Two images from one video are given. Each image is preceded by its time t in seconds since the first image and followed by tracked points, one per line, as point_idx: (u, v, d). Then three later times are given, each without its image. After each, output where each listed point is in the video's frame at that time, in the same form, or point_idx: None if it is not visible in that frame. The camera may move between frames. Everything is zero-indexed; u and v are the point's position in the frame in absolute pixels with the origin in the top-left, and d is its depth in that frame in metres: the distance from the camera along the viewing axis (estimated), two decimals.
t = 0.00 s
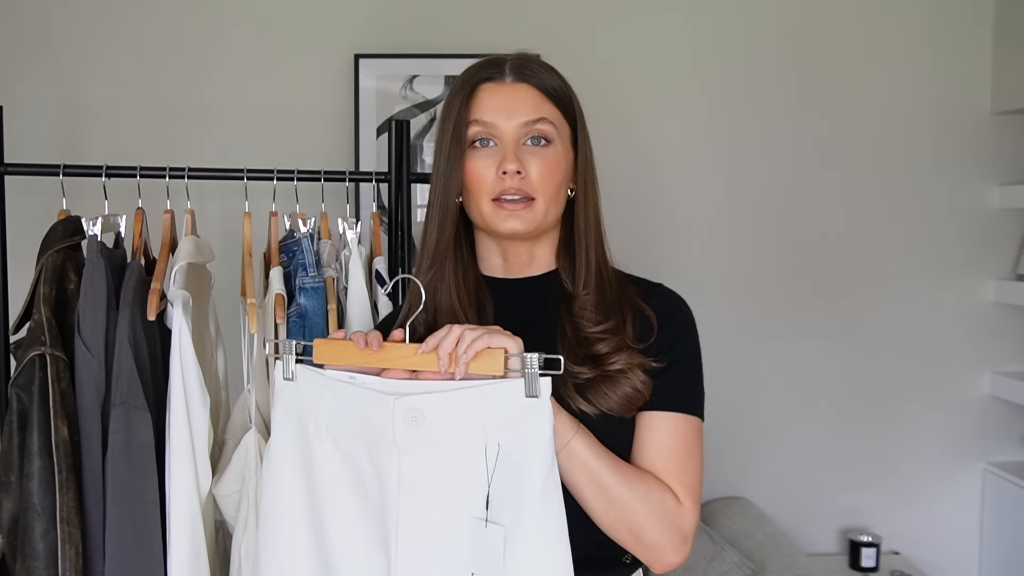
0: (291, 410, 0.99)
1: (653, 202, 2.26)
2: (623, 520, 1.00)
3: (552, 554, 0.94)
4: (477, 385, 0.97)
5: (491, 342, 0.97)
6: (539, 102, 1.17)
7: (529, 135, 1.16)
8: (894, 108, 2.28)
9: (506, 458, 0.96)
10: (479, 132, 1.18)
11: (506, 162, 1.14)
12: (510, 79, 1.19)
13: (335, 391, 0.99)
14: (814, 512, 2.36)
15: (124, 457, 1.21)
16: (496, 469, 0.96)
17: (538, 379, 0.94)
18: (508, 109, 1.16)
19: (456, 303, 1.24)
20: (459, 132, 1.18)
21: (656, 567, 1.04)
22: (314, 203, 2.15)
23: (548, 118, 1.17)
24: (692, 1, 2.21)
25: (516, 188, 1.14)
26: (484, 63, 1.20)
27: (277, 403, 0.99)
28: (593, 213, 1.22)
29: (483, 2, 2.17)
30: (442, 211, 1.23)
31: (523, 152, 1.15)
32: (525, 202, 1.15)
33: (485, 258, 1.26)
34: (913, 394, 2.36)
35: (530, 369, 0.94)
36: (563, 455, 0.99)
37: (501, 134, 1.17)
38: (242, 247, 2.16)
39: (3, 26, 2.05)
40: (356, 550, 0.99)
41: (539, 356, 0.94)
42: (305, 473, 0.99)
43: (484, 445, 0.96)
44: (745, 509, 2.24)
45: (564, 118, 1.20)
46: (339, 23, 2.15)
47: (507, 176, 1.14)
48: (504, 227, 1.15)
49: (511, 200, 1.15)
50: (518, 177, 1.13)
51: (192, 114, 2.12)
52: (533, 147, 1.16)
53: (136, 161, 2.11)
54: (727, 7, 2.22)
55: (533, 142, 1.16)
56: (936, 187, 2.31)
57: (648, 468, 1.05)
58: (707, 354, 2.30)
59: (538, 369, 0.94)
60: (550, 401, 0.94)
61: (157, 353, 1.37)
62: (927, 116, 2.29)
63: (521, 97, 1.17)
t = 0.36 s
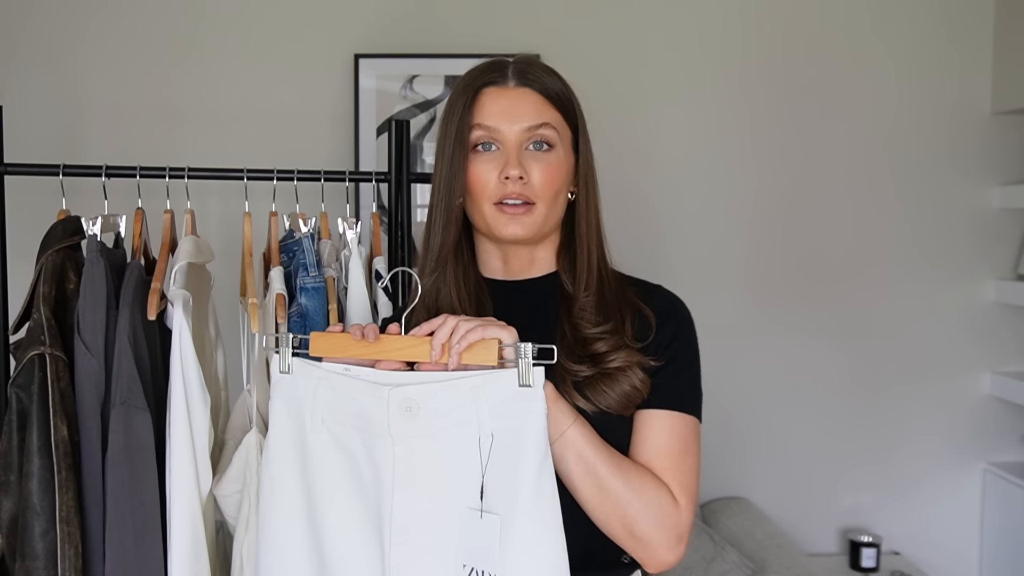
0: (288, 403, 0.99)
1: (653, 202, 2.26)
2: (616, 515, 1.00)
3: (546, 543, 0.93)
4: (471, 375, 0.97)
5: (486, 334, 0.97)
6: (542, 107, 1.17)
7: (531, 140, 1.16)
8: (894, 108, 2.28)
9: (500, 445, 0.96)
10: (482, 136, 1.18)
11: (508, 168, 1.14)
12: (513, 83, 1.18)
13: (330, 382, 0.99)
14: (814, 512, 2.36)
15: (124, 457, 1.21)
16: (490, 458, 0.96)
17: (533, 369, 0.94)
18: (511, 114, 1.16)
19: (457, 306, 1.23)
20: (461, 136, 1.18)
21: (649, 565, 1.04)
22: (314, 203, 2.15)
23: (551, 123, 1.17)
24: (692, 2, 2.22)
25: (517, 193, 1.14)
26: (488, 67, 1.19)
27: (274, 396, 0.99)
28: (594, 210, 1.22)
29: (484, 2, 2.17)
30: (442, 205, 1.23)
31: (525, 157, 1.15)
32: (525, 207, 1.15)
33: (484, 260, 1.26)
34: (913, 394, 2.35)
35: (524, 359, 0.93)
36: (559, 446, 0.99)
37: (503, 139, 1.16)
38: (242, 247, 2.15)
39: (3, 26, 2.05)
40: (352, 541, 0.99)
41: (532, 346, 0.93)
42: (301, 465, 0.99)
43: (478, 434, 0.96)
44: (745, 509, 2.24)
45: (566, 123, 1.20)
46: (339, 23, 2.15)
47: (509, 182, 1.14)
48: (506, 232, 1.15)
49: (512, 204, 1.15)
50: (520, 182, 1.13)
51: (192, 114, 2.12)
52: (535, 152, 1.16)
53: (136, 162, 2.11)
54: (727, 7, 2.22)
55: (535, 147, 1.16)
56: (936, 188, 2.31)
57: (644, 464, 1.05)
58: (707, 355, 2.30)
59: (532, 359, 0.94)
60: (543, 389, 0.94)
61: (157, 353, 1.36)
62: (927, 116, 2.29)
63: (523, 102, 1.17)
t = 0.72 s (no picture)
0: (295, 417, 1.00)
1: (653, 202, 2.26)
2: (628, 515, 0.99)
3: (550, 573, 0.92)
4: (479, 404, 0.96)
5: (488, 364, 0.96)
6: (538, 111, 1.17)
7: (528, 144, 1.16)
8: (894, 108, 2.28)
9: (506, 477, 0.95)
10: (478, 141, 1.17)
11: (506, 173, 1.14)
12: (508, 87, 1.18)
13: (336, 400, 1.00)
14: (814, 512, 2.36)
15: (124, 457, 1.21)
16: (495, 490, 0.95)
17: (541, 402, 0.93)
18: (507, 119, 1.16)
19: (458, 312, 1.23)
20: (458, 140, 1.18)
21: (662, 562, 1.04)
22: (314, 203, 2.15)
23: (547, 126, 1.17)
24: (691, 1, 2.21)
25: (516, 198, 1.14)
26: (484, 71, 1.19)
27: (280, 406, 1.00)
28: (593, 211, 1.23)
29: (484, 2, 2.17)
30: (443, 220, 1.23)
31: (523, 161, 1.15)
32: (524, 213, 1.15)
33: (484, 264, 1.26)
34: (913, 394, 2.35)
35: (535, 391, 0.93)
36: (567, 452, 0.99)
37: (500, 143, 1.16)
38: (242, 247, 2.15)
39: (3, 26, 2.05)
40: (352, 564, 0.99)
41: (543, 378, 0.93)
42: (304, 482, 1.00)
43: (484, 465, 0.95)
44: (745, 509, 2.24)
45: (562, 125, 1.20)
46: (339, 23, 2.15)
47: (507, 187, 1.14)
48: (505, 237, 1.15)
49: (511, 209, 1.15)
50: (518, 187, 1.14)
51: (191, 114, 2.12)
52: (532, 157, 1.16)
53: (136, 161, 2.11)
54: (727, 6, 2.22)
55: (532, 151, 1.17)
56: (936, 187, 2.31)
57: (652, 464, 1.05)
58: (707, 354, 2.30)
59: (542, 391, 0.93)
60: (551, 423, 0.94)
61: (157, 354, 1.36)
62: (927, 116, 2.29)
63: (520, 106, 1.17)
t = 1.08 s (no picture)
0: (290, 421, 1.00)
1: (653, 202, 2.26)
2: (624, 515, 0.99)
3: None
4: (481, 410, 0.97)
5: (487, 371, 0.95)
6: (539, 111, 1.17)
7: (529, 144, 1.16)
8: (894, 108, 2.28)
9: (508, 483, 0.95)
10: (480, 140, 1.18)
11: (506, 171, 1.14)
12: (510, 87, 1.18)
13: (335, 405, 1.00)
14: (814, 512, 2.36)
15: (124, 457, 1.21)
16: (498, 495, 0.96)
17: (545, 408, 0.92)
18: (509, 118, 1.16)
19: (458, 312, 1.22)
20: (459, 139, 1.18)
21: (659, 561, 1.04)
22: (314, 203, 2.15)
23: (548, 126, 1.17)
24: None
25: (517, 196, 1.14)
26: (485, 71, 1.19)
27: (274, 411, 1.00)
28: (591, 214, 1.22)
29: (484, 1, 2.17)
30: (443, 220, 1.23)
31: (524, 160, 1.15)
32: (526, 209, 1.15)
33: (484, 261, 1.26)
34: (913, 394, 2.36)
35: (540, 397, 0.92)
36: (563, 452, 0.99)
37: (502, 142, 1.16)
38: (242, 247, 2.16)
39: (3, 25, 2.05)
40: (352, 566, 1.00)
41: (547, 385, 0.92)
42: (303, 485, 1.01)
43: (486, 471, 0.96)
44: (745, 509, 2.24)
45: (564, 126, 1.20)
46: (339, 22, 2.15)
47: (508, 185, 1.14)
48: (504, 234, 1.15)
49: (511, 207, 1.15)
50: (519, 185, 1.14)
51: (191, 114, 2.12)
52: (533, 156, 1.16)
53: (136, 161, 2.11)
54: (727, 6, 2.22)
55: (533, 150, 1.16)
56: (936, 187, 2.31)
57: (650, 464, 1.05)
58: (707, 354, 2.30)
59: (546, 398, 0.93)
60: (556, 430, 0.93)
61: (157, 354, 1.36)
62: (927, 115, 2.29)
63: (521, 105, 1.17)
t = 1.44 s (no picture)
0: (278, 439, 1.01)
1: (653, 201, 2.26)
2: (618, 523, 1.00)
3: None
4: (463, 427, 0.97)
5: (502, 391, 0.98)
6: (540, 106, 1.17)
7: (531, 139, 1.16)
8: (895, 108, 2.28)
9: (492, 501, 0.96)
10: (481, 136, 1.18)
11: (508, 166, 1.14)
12: (510, 83, 1.19)
13: (321, 422, 1.00)
14: (814, 511, 2.36)
15: (125, 457, 1.21)
16: (483, 513, 0.97)
17: (526, 425, 0.93)
18: (509, 113, 1.16)
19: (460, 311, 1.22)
20: (461, 136, 1.18)
21: (652, 567, 1.04)
22: (314, 203, 2.15)
23: (549, 121, 1.17)
24: None
25: (520, 192, 1.14)
26: (485, 68, 1.20)
27: (261, 430, 1.00)
28: (593, 212, 1.22)
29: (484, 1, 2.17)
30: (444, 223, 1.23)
31: (525, 156, 1.15)
32: (528, 205, 1.15)
33: (485, 261, 1.26)
34: (913, 394, 2.36)
35: (519, 414, 0.92)
36: (561, 467, 0.98)
37: (503, 139, 1.17)
38: (242, 247, 2.16)
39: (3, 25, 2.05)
40: None
41: (527, 401, 0.92)
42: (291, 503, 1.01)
43: (471, 489, 0.97)
44: (745, 509, 2.24)
45: (565, 121, 1.20)
46: (339, 22, 2.15)
47: (510, 181, 1.14)
48: (507, 231, 1.15)
49: (514, 203, 1.15)
50: (521, 180, 1.14)
51: (191, 114, 2.12)
52: (535, 152, 1.16)
53: (136, 161, 2.11)
54: (727, 5, 2.22)
55: (535, 146, 1.17)
56: (936, 187, 2.31)
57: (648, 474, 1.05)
58: (707, 354, 2.30)
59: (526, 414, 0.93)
60: (538, 446, 0.93)
61: (157, 353, 1.36)
62: (928, 114, 2.29)
63: (522, 101, 1.17)
